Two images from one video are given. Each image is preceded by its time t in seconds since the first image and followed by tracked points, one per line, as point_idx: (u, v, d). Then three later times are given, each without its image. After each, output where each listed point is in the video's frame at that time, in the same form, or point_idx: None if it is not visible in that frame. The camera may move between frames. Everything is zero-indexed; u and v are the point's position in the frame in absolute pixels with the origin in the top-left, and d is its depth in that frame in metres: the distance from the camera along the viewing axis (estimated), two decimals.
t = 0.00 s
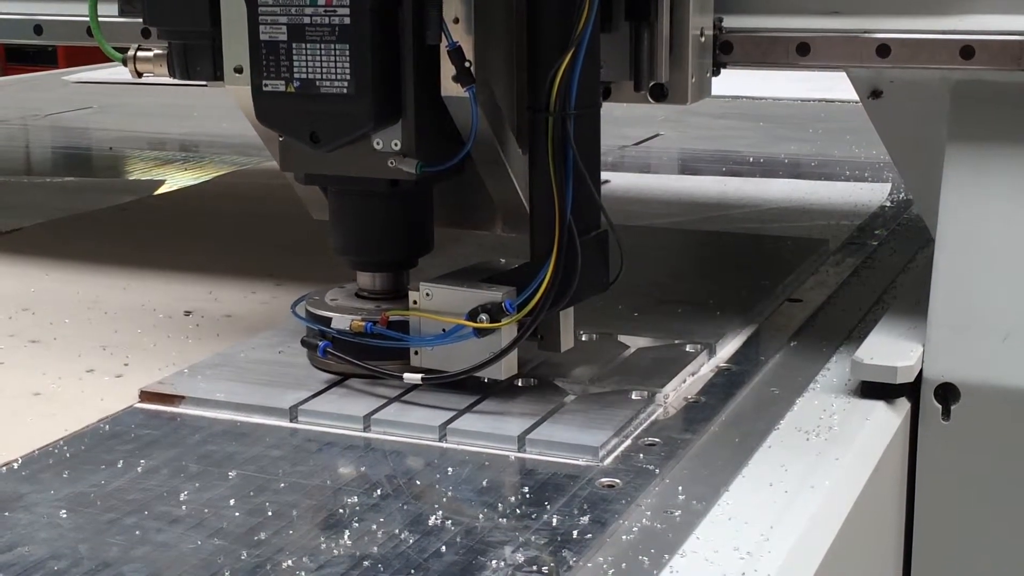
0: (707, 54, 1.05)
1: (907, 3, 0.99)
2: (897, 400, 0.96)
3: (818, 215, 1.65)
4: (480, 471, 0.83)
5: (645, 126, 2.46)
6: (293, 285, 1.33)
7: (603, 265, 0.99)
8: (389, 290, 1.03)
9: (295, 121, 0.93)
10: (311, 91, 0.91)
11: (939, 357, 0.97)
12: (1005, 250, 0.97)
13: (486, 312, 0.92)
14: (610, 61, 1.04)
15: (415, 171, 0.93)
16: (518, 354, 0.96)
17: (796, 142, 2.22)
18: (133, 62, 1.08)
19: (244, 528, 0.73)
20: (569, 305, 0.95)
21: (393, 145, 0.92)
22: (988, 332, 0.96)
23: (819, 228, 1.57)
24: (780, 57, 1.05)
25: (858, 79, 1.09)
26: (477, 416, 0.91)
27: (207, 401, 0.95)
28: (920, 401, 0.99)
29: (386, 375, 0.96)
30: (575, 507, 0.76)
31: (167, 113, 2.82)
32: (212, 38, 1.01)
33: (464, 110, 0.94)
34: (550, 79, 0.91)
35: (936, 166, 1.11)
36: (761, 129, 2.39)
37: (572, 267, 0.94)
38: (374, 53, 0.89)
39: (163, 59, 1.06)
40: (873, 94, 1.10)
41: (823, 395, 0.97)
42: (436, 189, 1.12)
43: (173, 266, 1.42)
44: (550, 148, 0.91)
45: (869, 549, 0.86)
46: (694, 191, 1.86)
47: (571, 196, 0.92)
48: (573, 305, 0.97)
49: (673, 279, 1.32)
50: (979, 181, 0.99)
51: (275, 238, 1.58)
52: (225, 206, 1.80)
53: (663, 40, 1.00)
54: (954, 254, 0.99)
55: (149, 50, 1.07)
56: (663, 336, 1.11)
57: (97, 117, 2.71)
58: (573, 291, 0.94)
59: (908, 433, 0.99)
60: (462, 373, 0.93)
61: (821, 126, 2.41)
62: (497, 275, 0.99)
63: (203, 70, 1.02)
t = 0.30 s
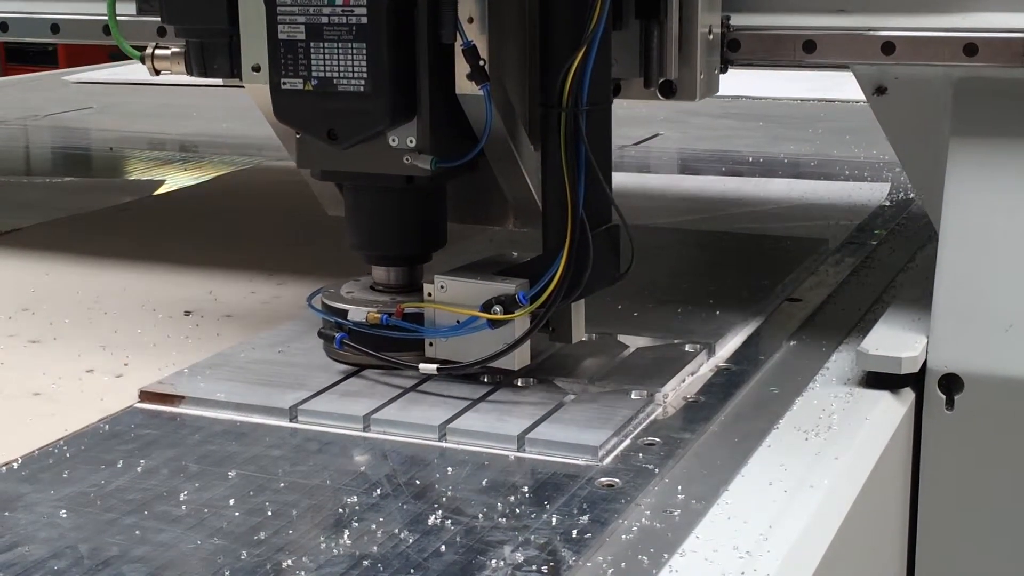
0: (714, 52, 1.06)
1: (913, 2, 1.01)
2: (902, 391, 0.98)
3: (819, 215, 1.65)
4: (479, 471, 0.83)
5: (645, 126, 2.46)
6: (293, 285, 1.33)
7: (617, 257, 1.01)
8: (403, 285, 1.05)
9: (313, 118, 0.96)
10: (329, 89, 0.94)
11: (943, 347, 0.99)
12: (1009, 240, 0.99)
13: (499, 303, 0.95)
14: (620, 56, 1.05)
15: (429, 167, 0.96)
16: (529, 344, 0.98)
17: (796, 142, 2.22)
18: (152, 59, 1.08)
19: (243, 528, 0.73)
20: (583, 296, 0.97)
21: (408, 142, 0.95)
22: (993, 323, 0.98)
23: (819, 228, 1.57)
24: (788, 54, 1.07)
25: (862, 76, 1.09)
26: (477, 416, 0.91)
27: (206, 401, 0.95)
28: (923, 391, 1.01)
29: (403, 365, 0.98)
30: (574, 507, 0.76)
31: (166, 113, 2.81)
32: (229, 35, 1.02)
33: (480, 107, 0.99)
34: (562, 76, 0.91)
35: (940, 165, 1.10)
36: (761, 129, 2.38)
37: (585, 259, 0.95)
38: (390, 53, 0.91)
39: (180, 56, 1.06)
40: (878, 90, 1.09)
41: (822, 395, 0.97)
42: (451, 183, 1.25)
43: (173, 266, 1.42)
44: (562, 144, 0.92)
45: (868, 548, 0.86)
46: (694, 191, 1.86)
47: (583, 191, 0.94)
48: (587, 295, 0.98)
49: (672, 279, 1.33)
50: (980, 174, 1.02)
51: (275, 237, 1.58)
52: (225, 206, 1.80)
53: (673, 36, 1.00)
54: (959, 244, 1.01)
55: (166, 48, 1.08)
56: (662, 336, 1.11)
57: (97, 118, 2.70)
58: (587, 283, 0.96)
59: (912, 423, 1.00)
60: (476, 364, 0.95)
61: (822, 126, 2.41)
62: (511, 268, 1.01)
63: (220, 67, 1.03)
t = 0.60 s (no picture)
0: (723, 50, 1.11)
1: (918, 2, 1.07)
2: (908, 381, 1.01)
3: (820, 215, 1.65)
4: (481, 472, 0.83)
5: (646, 126, 2.46)
6: (295, 286, 1.33)
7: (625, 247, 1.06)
8: (419, 278, 1.08)
9: (332, 116, 0.98)
10: (347, 87, 0.96)
11: (949, 341, 1.01)
12: (1017, 229, 1.02)
13: (515, 296, 0.97)
14: (633, 54, 1.10)
15: (445, 163, 0.98)
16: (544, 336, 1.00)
17: (796, 143, 2.22)
18: (170, 58, 1.09)
19: (245, 530, 0.73)
20: (595, 289, 1.02)
21: (425, 139, 0.97)
22: (998, 316, 1.00)
23: (819, 228, 1.57)
24: (795, 53, 1.12)
25: (870, 73, 1.13)
26: (479, 416, 0.91)
27: (208, 403, 0.95)
28: (930, 383, 1.02)
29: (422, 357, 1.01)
30: (576, 508, 0.76)
31: (167, 114, 2.81)
32: (246, 34, 1.04)
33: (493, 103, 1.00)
34: (577, 74, 0.97)
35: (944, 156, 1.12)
36: (761, 129, 2.39)
37: (598, 251, 1.00)
38: (407, 51, 0.94)
39: (199, 55, 1.07)
40: (885, 87, 1.13)
41: (824, 394, 0.97)
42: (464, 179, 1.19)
43: (175, 266, 1.42)
44: (576, 139, 0.97)
45: (869, 548, 0.86)
46: (695, 191, 1.86)
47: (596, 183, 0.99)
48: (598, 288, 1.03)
49: (672, 279, 1.33)
50: (984, 170, 1.05)
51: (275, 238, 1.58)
52: (225, 206, 1.80)
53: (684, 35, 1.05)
54: (966, 241, 1.04)
55: (184, 47, 1.08)
56: (663, 337, 1.11)
57: (97, 119, 2.70)
58: (599, 274, 1.01)
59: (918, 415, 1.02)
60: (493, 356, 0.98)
61: (821, 126, 2.41)
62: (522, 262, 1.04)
63: (238, 66, 1.06)
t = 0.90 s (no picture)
0: (731, 50, 1.13)
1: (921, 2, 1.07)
2: (913, 375, 1.03)
3: (819, 216, 1.65)
4: (479, 475, 0.83)
5: (645, 126, 2.46)
6: (294, 287, 1.33)
7: (635, 244, 1.08)
8: (431, 273, 1.12)
9: (348, 114, 1.01)
10: (363, 85, 0.99)
11: (953, 336, 1.02)
12: (1017, 225, 1.04)
13: (527, 291, 1.01)
14: (641, 55, 1.11)
15: (459, 160, 1.01)
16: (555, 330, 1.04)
17: (795, 144, 2.22)
18: (187, 57, 1.13)
19: (243, 532, 0.73)
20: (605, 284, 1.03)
21: (438, 137, 1.00)
22: (999, 312, 1.02)
23: (818, 229, 1.57)
24: (800, 53, 1.12)
25: (875, 72, 1.15)
26: (478, 418, 0.91)
27: (206, 405, 0.95)
28: (934, 378, 1.04)
29: (434, 351, 1.03)
30: (575, 511, 0.76)
31: (166, 114, 2.81)
32: (262, 34, 1.08)
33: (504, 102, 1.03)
34: (588, 73, 0.98)
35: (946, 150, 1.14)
36: (760, 130, 2.39)
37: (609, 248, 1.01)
38: (423, 50, 0.97)
39: (214, 54, 1.12)
40: (889, 87, 1.15)
41: (822, 397, 0.97)
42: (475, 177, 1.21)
43: (174, 267, 1.42)
44: (588, 136, 0.99)
45: (868, 550, 0.86)
46: (694, 193, 1.86)
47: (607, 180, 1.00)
48: (609, 284, 1.05)
49: (671, 280, 1.33)
50: (984, 168, 1.06)
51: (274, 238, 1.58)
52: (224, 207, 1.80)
53: (691, 34, 1.07)
54: (966, 240, 1.05)
55: (200, 46, 1.13)
56: (661, 339, 1.11)
57: (96, 120, 2.70)
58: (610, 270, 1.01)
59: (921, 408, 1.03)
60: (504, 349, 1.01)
61: (821, 128, 2.41)
62: (535, 257, 1.07)
63: (253, 65, 1.10)
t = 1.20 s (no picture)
0: (740, 48, 1.13)
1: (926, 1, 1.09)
2: (918, 367, 1.05)
3: (819, 217, 1.65)
4: (479, 475, 0.83)
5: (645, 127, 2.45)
6: (294, 287, 1.33)
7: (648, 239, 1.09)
8: (444, 266, 1.12)
9: (364, 110, 1.01)
10: (379, 82, 1.00)
11: (957, 328, 1.06)
12: (1016, 221, 1.06)
13: (540, 283, 1.02)
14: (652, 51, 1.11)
15: (474, 155, 1.02)
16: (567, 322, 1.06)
17: (796, 145, 2.22)
18: (204, 54, 1.14)
19: (242, 532, 0.73)
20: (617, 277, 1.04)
21: (453, 132, 1.01)
22: (1005, 305, 1.04)
23: (818, 229, 1.57)
24: (808, 50, 1.15)
25: (881, 69, 1.17)
26: (478, 418, 0.91)
27: (206, 405, 0.95)
28: (939, 370, 1.07)
29: (450, 342, 1.05)
30: (574, 511, 0.76)
31: (166, 114, 2.81)
32: (280, 31, 1.09)
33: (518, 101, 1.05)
34: (601, 69, 1.00)
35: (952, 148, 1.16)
36: (760, 130, 2.39)
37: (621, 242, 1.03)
38: (438, 47, 0.97)
39: (230, 52, 1.13)
40: (896, 84, 1.17)
41: (822, 399, 0.97)
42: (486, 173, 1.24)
43: (174, 266, 1.42)
44: (599, 131, 1.00)
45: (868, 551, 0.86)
46: (694, 193, 1.86)
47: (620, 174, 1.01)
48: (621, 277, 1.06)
49: (671, 280, 1.32)
50: (991, 165, 1.08)
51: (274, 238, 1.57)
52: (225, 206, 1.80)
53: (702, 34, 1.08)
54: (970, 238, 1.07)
55: (217, 43, 1.14)
56: (661, 339, 1.11)
57: (96, 119, 2.70)
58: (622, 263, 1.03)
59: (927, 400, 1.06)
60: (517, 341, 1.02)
61: (822, 128, 2.40)
62: (549, 251, 1.08)
63: (269, 61, 1.10)
